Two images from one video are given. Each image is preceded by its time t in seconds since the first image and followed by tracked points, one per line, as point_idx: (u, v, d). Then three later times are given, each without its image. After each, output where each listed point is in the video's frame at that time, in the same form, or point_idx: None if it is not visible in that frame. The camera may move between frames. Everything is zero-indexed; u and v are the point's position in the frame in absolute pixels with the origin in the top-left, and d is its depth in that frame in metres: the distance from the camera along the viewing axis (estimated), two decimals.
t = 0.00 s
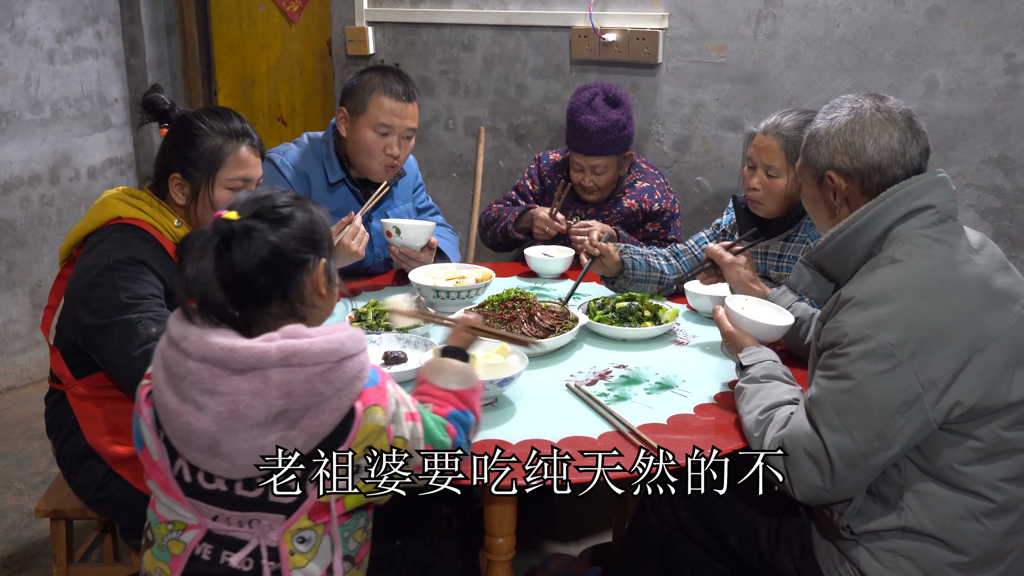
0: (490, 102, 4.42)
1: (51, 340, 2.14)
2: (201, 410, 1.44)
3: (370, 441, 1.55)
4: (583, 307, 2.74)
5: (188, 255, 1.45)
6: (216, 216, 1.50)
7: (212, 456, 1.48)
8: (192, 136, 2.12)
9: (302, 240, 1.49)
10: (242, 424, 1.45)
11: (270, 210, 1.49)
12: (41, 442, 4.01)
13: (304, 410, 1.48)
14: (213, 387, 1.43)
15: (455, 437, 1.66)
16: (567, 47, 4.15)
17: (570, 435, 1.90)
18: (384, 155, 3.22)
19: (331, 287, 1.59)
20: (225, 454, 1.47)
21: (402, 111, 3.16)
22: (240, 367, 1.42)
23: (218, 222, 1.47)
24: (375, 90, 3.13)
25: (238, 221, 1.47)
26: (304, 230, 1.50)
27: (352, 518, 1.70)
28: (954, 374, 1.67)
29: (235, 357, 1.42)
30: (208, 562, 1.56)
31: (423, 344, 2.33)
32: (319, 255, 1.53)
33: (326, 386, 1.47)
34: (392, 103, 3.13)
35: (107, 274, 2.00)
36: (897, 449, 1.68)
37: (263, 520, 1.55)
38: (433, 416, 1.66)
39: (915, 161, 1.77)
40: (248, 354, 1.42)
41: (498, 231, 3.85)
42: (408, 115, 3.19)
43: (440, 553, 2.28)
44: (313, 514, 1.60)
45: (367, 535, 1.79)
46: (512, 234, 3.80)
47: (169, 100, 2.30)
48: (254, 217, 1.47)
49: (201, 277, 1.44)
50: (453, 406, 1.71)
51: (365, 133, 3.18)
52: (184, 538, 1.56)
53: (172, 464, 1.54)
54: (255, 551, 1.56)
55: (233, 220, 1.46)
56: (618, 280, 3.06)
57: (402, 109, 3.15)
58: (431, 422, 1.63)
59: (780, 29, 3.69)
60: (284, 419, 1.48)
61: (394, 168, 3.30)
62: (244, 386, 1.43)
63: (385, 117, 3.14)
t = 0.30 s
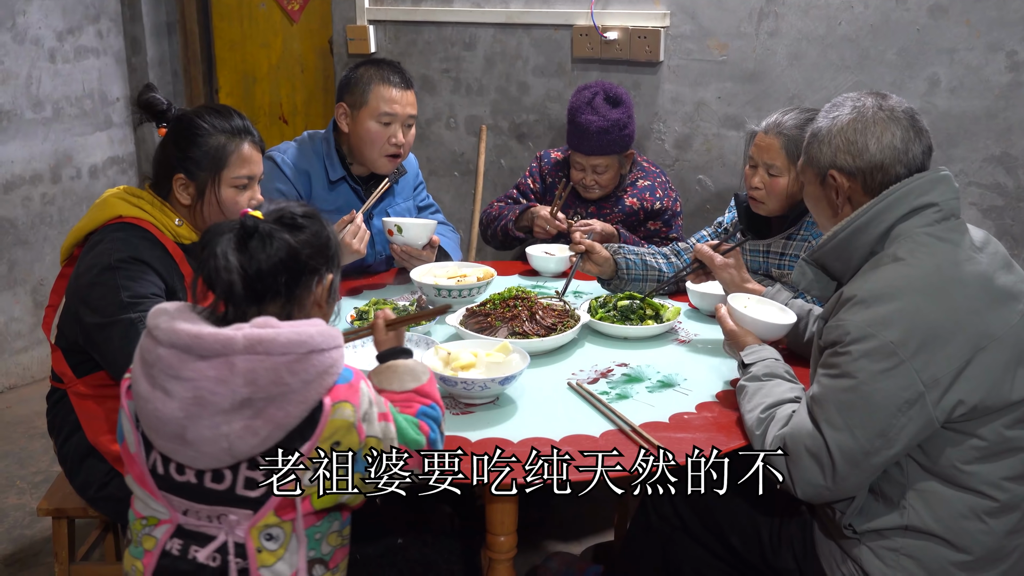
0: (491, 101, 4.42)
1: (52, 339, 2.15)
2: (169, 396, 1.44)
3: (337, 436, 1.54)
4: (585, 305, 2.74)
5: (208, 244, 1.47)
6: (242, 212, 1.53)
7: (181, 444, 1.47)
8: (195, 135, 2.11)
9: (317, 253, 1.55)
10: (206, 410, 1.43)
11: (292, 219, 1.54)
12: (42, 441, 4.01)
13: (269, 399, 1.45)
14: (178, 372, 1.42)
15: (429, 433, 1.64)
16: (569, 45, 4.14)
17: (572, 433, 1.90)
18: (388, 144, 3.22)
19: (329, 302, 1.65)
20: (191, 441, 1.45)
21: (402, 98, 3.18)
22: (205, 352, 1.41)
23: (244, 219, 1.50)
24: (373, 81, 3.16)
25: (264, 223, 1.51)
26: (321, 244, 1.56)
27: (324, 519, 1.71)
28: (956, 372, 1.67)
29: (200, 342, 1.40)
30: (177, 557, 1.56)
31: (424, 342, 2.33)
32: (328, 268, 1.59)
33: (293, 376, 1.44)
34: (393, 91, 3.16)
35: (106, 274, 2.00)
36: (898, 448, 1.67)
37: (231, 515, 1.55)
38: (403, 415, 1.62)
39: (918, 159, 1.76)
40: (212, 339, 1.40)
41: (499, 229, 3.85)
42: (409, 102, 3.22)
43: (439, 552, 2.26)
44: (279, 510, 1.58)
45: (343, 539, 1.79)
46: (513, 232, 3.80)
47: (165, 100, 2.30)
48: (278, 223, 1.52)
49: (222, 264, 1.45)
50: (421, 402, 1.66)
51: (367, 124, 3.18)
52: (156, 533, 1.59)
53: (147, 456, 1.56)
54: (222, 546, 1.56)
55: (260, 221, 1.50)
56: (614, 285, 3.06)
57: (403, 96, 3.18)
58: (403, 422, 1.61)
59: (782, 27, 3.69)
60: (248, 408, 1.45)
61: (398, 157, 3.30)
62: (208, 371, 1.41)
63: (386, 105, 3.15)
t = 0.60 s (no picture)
0: (492, 97, 4.41)
1: (52, 336, 2.15)
2: (158, 384, 1.44)
3: (320, 427, 1.53)
4: (586, 302, 2.74)
5: (218, 247, 1.50)
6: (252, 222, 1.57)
7: (168, 434, 1.47)
8: (196, 132, 2.11)
9: (322, 263, 1.58)
10: (193, 397, 1.43)
11: (300, 230, 1.58)
12: (43, 438, 4.02)
13: (255, 388, 1.44)
14: (167, 360, 1.42)
15: (418, 438, 1.66)
16: (569, 42, 4.14)
17: (572, 430, 1.90)
18: (387, 139, 3.21)
19: (333, 314, 1.65)
20: (179, 431, 1.45)
21: (401, 93, 3.18)
22: (191, 341, 1.41)
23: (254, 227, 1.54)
24: (371, 77, 3.16)
25: (273, 231, 1.55)
26: (326, 255, 1.59)
27: (316, 517, 1.70)
28: (957, 368, 1.67)
29: (188, 331, 1.40)
30: (169, 553, 1.58)
31: (425, 340, 2.33)
32: (333, 280, 1.61)
33: (278, 366, 1.44)
34: (392, 87, 3.15)
35: (106, 271, 2.00)
36: (898, 445, 1.67)
37: (219, 509, 1.55)
38: (392, 419, 1.64)
39: (918, 156, 1.76)
40: (197, 327, 1.40)
41: (499, 226, 3.85)
42: (408, 97, 3.22)
43: (439, 549, 2.26)
44: (266, 504, 1.57)
45: (338, 539, 1.78)
46: (513, 230, 3.80)
47: (164, 97, 2.29)
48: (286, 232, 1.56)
49: (228, 266, 1.47)
50: (411, 407, 1.69)
51: (367, 120, 3.17)
52: (149, 530, 1.59)
53: (141, 452, 1.57)
54: (212, 540, 1.57)
55: (269, 229, 1.54)
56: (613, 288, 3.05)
57: (402, 92, 3.18)
58: (391, 424, 1.63)
59: (783, 24, 3.68)
60: (233, 397, 1.44)
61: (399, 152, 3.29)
62: (195, 360, 1.41)
63: (385, 101, 3.15)
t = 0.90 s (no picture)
0: (491, 96, 4.41)
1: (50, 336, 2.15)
2: (160, 389, 1.43)
3: (322, 422, 1.53)
4: (586, 301, 2.74)
5: (212, 249, 1.50)
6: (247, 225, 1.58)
7: (173, 437, 1.46)
8: (198, 132, 2.11)
9: (317, 263, 1.58)
10: (197, 398, 1.42)
11: (294, 231, 1.58)
12: (41, 437, 4.01)
13: (257, 385, 1.44)
14: (168, 363, 1.42)
15: (419, 435, 1.66)
16: (569, 41, 4.14)
17: (571, 429, 1.90)
18: (387, 139, 3.22)
19: (327, 313, 1.66)
20: (184, 433, 1.45)
21: (400, 93, 3.18)
22: (192, 341, 1.40)
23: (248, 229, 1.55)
24: (371, 76, 3.15)
25: (267, 232, 1.55)
26: (320, 256, 1.59)
27: (326, 514, 1.71)
28: (956, 365, 1.67)
29: (187, 332, 1.40)
30: (180, 557, 1.56)
31: (424, 339, 2.33)
32: (328, 280, 1.62)
33: (280, 363, 1.44)
34: (391, 87, 3.15)
35: (103, 271, 1.99)
36: (898, 443, 1.67)
37: (229, 510, 1.54)
38: (394, 416, 1.65)
39: (917, 154, 1.76)
40: (197, 327, 1.40)
41: (498, 225, 3.85)
42: (407, 97, 3.21)
43: (439, 549, 2.26)
44: (275, 503, 1.57)
45: (348, 534, 1.79)
46: (513, 230, 3.80)
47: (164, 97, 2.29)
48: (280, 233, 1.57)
49: (222, 267, 1.47)
50: (411, 404, 1.69)
51: (367, 119, 3.17)
52: (158, 536, 1.58)
53: (146, 459, 1.56)
54: (224, 542, 1.56)
55: (263, 230, 1.54)
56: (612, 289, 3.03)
57: (402, 91, 3.18)
58: (392, 420, 1.64)
59: (782, 23, 3.68)
60: (236, 395, 1.44)
61: (398, 151, 3.30)
62: (196, 360, 1.41)
63: (385, 101, 3.15)
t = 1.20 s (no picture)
0: (491, 95, 4.41)
1: (48, 337, 2.14)
2: (160, 391, 1.43)
3: (324, 422, 1.53)
4: (586, 300, 2.73)
5: (207, 252, 1.50)
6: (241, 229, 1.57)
7: (175, 439, 1.46)
8: (202, 134, 2.11)
9: (313, 262, 1.58)
10: (198, 400, 1.42)
11: (288, 232, 1.58)
12: (42, 436, 4.01)
13: (258, 387, 1.44)
14: (169, 365, 1.41)
15: (420, 434, 1.66)
16: (569, 39, 4.13)
17: (571, 428, 1.90)
18: (388, 136, 3.21)
19: (326, 313, 1.65)
20: (185, 435, 1.45)
21: (400, 90, 3.17)
22: (191, 344, 1.40)
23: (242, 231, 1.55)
24: (371, 75, 3.15)
25: (260, 234, 1.55)
26: (316, 255, 1.59)
27: (330, 514, 1.70)
28: (950, 359, 1.67)
29: (187, 333, 1.39)
30: (184, 559, 1.56)
31: (424, 338, 2.33)
32: (325, 279, 1.62)
33: (279, 363, 1.43)
34: (390, 84, 3.15)
35: (102, 272, 1.99)
36: (895, 440, 1.67)
37: (232, 512, 1.54)
38: (394, 416, 1.64)
39: (902, 157, 1.76)
40: (197, 328, 1.40)
41: (501, 225, 3.85)
42: (407, 94, 3.21)
43: (439, 548, 2.26)
44: (278, 503, 1.57)
45: (351, 533, 1.79)
46: (518, 230, 3.77)
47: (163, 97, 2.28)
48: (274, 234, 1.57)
49: (218, 270, 1.46)
50: (412, 404, 1.69)
51: (368, 117, 3.17)
52: (161, 539, 1.57)
53: (147, 462, 1.56)
54: (228, 543, 1.56)
55: (256, 232, 1.54)
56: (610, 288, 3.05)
57: (402, 88, 3.18)
58: (393, 419, 1.64)
59: (783, 22, 3.68)
60: (237, 397, 1.44)
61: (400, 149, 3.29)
62: (196, 362, 1.41)
63: (385, 98, 3.14)
